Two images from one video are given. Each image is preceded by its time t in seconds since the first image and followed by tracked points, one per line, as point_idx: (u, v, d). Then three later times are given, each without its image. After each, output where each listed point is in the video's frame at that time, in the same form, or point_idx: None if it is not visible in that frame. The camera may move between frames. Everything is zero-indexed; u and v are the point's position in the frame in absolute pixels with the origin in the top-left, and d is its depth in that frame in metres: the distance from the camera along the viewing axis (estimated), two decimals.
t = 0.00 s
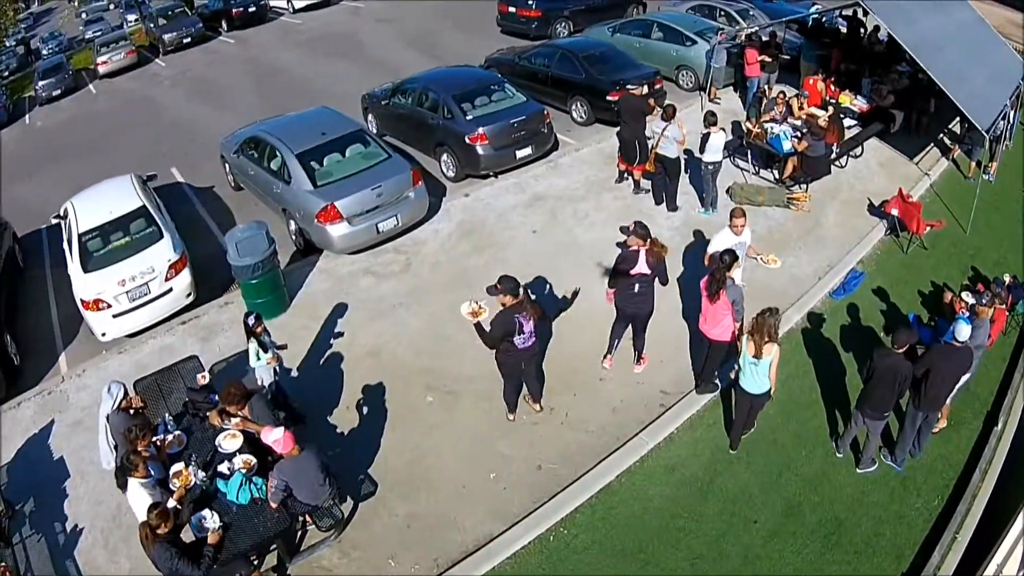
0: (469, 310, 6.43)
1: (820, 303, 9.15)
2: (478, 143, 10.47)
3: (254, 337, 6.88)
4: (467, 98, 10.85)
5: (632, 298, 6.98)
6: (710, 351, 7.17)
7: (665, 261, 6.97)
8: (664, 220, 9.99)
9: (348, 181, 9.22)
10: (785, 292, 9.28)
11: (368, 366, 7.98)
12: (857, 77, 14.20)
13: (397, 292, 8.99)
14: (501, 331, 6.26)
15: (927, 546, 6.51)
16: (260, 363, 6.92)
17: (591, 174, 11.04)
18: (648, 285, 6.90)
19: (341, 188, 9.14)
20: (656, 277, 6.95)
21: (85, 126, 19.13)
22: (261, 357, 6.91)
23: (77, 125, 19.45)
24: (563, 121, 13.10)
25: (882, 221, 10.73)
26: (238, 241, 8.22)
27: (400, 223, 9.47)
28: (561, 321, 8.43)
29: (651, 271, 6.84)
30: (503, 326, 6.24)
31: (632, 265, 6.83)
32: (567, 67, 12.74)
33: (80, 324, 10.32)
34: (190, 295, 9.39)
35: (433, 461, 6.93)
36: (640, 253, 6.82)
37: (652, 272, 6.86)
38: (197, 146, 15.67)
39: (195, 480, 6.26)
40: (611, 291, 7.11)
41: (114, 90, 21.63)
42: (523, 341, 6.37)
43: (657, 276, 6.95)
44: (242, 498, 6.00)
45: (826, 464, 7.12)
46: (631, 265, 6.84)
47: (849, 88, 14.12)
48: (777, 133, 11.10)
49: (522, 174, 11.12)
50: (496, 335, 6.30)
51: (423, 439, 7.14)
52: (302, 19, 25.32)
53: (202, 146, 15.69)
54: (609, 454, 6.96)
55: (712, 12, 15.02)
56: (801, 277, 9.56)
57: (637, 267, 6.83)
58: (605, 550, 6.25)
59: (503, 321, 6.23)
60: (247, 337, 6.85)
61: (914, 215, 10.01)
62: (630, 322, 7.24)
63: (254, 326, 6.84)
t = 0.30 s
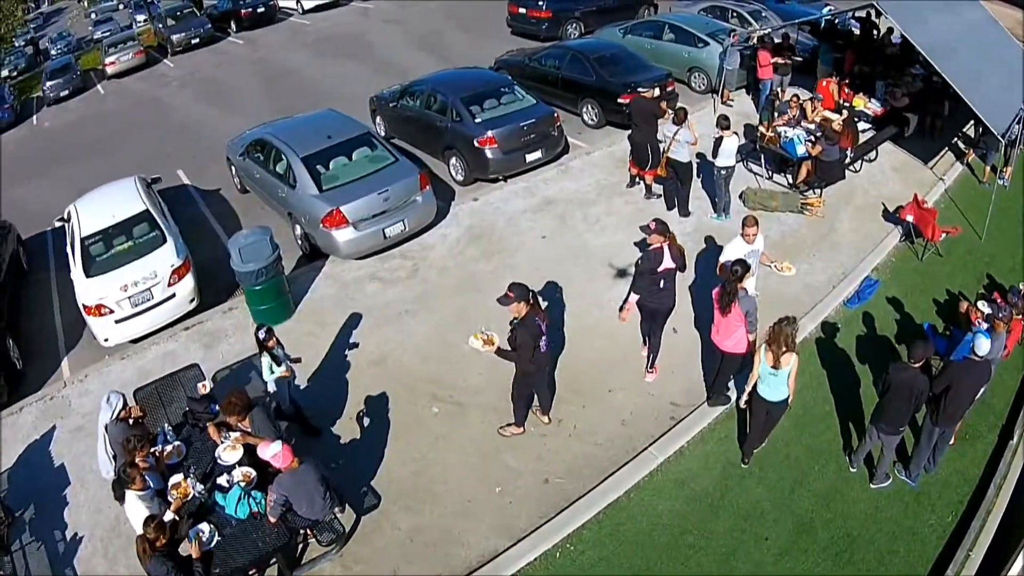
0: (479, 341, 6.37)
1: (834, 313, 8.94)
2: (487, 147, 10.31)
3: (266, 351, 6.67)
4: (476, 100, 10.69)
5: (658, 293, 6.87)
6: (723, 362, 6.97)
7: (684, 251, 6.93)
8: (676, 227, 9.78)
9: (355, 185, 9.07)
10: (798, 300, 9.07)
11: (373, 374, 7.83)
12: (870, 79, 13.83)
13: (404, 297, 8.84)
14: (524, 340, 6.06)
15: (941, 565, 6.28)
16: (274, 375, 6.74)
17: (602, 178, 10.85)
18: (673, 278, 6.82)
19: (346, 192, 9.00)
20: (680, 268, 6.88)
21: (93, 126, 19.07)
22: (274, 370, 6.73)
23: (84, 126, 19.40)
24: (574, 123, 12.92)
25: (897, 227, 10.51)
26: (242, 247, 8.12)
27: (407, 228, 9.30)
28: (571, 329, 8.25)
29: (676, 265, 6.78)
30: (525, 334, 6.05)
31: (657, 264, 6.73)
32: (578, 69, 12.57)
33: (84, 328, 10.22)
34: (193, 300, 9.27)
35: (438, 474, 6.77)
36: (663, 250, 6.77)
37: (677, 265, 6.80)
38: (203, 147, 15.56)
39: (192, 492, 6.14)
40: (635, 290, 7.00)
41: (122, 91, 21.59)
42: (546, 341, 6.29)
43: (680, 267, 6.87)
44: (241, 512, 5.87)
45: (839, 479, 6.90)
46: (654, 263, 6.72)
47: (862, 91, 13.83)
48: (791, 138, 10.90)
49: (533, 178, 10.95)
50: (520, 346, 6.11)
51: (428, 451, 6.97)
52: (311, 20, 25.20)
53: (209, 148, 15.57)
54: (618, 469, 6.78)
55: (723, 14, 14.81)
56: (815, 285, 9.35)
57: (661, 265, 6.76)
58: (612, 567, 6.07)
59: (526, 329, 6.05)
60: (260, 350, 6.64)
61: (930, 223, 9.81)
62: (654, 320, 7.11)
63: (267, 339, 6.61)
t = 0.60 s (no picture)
0: (531, 375, 6.06)
1: (881, 335, 8.07)
2: (538, 148, 10.16)
3: (311, 349, 6.61)
4: (528, 100, 10.54)
5: (713, 292, 6.75)
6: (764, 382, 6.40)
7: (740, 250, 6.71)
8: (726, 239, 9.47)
9: (401, 182, 8.97)
10: (842, 320, 8.25)
11: (410, 375, 7.68)
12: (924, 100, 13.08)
13: (446, 299, 8.71)
14: (570, 354, 5.83)
15: None
16: (319, 375, 6.64)
17: (652, 185, 10.64)
18: (729, 280, 6.68)
19: (392, 189, 8.89)
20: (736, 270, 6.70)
21: (142, 109, 19.39)
22: (319, 370, 6.64)
23: (132, 108, 19.74)
24: (626, 128, 12.74)
25: (946, 249, 9.46)
26: (282, 239, 8.07)
27: (453, 228, 9.18)
28: (615, 336, 7.93)
29: (731, 267, 6.61)
30: (569, 349, 5.83)
31: (711, 262, 6.62)
32: (631, 72, 12.38)
33: (118, 312, 10.45)
34: (231, 290, 9.30)
35: (465, 482, 6.50)
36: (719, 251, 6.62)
37: (733, 266, 6.63)
38: (251, 136, 15.67)
39: (216, 486, 6.10)
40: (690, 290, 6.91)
41: (172, 75, 21.93)
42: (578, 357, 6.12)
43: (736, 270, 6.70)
44: (263, 510, 5.81)
45: (872, 505, 6.24)
46: (708, 260, 6.60)
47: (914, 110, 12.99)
48: (845, 152, 10.41)
49: (582, 182, 10.78)
50: (566, 362, 5.87)
51: (457, 457, 6.73)
52: (365, 12, 25.18)
53: (256, 136, 15.67)
54: (650, 485, 6.32)
55: (781, 23, 14.55)
56: (863, 305, 8.48)
57: (716, 264, 6.64)
58: None
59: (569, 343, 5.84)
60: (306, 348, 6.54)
61: (980, 247, 8.74)
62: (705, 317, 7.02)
63: (313, 337, 6.54)
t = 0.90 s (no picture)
0: (535, 407, 5.83)
1: (889, 347, 7.84)
2: (546, 150, 10.02)
3: (321, 351, 6.46)
4: (536, 102, 10.40)
5: (739, 288, 6.81)
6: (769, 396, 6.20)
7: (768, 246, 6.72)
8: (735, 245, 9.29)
9: (406, 183, 8.85)
10: (849, 331, 8.07)
11: (411, 381, 7.55)
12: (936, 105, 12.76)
13: (450, 303, 8.58)
14: (565, 374, 5.69)
15: None
16: (328, 380, 6.50)
17: (661, 190, 10.50)
18: (756, 277, 6.69)
19: (397, 190, 8.77)
20: (763, 268, 6.70)
21: (149, 105, 19.35)
22: (328, 374, 6.50)
23: (139, 104, 19.69)
24: (636, 131, 12.59)
25: (958, 259, 9.21)
26: (283, 240, 7.97)
27: (458, 230, 9.06)
28: (620, 344, 7.80)
29: (755, 263, 6.62)
30: (563, 369, 5.68)
31: (736, 255, 6.68)
32: (642, 75, 12.23)
33: (118, 311, 10.38)
34: (232, 292, 9.24)
35: (463, 493, 6.37)
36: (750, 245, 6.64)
37: (758, 263, 6.66)
38: (258, 135, 15.60)
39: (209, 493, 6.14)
40: (718, 286, 6.98)
41: (180, 71, 21.87)
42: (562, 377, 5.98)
43: (764, 268, 6.70)
44: (256, 518, 5.84)
45: (878, 521, 6.07)
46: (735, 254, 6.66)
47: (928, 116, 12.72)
48: (857, 159, 10.14)
49: (589, 186, 10.64)
50: (564, 382, 5.72)
51: (455, 466, 6.60)
52: (375, 10, 25.07)
53: (263, 135, 15.58)
54: (652, 498, 6.18)
55: (793, 26, 14.39)
56: (872, 315, 8.30)
57: (741, 257, 6.67)
58: None
59: (561, 363, 5.68)
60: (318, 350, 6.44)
61: (990, 256, 8.47)
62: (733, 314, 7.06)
63: (325, 339, 6.44)
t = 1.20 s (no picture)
0: (511, 440, 5.64)
1: (890, 352, 7.71)
2: (541, 153, 9.90)
3: (329, 351, 6.34)
4: (531, 103, 10.28)
5: (753, 276, 7.11)
6: (767, 404, 6.07)
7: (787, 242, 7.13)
8: (733, 248, 9.16)
9: (400, 186, 8.73)
10: (848, 336, 7.95)
11: (402, 388, 7.43)
12: (937, 105, 12.59)
13: (443, 308, 8.45)
14: (539, 401, 5.53)
15: None
16: (336, 381, 6.41)
17: (658, 192, 10.38)
18: (770, 267, 7.03)
19: (390, 193, 8.65)
20: (779, 261, 7.08)
21: (144, 107, 19.22)
22: (336, 376, 6.39)
23: (134, 106, 19.55)
24: (633, 132, 12.47)
25: (960, 261, 9.08)
26: (274, 245, 7.85)
27: (452, 234, 8.93)
28: (615, 349, 7.68)
29: (771, 254, 7.01)
30: (536, 397, 5.51)
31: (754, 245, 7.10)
32: (639, 75, 12.11)
33: (110, 316, 10.26)
34: (223, 296, 9.11)
35: (455, 503, 6.24)
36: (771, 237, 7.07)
37: (774, 254, 7.03)
38: (252, 136, 15.46)
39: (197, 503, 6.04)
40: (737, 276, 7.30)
41: (175, 72, 21.74)
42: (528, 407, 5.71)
43: (780, 261, 7.07)
44: (243, 531, 5.74)
45: (879, 532, 5.94)
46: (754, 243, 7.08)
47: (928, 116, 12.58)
48: (857, 160, 10.06)
49: (586, 188, 10.52)
50: (538, 409, 5.56)
51: (447, 475, 6.48)
52: (372, 11, 24.93)
53: (257, 136, 15.45)
54: (647, 508, 6.06)
55: (792, 26, 14.28)
56: (872, 320, 8.18)
57: (759, 247, 7.09)
58: None
59: (533, 391, 5.50)
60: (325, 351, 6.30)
61: (992, 259, 8.32)
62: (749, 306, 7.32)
63: (331, 339, 6.26)
